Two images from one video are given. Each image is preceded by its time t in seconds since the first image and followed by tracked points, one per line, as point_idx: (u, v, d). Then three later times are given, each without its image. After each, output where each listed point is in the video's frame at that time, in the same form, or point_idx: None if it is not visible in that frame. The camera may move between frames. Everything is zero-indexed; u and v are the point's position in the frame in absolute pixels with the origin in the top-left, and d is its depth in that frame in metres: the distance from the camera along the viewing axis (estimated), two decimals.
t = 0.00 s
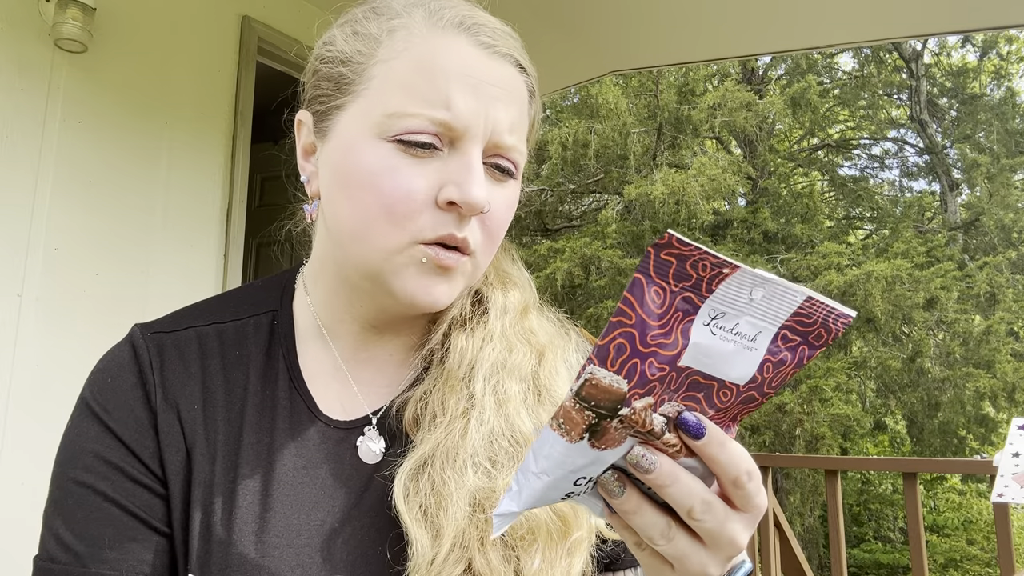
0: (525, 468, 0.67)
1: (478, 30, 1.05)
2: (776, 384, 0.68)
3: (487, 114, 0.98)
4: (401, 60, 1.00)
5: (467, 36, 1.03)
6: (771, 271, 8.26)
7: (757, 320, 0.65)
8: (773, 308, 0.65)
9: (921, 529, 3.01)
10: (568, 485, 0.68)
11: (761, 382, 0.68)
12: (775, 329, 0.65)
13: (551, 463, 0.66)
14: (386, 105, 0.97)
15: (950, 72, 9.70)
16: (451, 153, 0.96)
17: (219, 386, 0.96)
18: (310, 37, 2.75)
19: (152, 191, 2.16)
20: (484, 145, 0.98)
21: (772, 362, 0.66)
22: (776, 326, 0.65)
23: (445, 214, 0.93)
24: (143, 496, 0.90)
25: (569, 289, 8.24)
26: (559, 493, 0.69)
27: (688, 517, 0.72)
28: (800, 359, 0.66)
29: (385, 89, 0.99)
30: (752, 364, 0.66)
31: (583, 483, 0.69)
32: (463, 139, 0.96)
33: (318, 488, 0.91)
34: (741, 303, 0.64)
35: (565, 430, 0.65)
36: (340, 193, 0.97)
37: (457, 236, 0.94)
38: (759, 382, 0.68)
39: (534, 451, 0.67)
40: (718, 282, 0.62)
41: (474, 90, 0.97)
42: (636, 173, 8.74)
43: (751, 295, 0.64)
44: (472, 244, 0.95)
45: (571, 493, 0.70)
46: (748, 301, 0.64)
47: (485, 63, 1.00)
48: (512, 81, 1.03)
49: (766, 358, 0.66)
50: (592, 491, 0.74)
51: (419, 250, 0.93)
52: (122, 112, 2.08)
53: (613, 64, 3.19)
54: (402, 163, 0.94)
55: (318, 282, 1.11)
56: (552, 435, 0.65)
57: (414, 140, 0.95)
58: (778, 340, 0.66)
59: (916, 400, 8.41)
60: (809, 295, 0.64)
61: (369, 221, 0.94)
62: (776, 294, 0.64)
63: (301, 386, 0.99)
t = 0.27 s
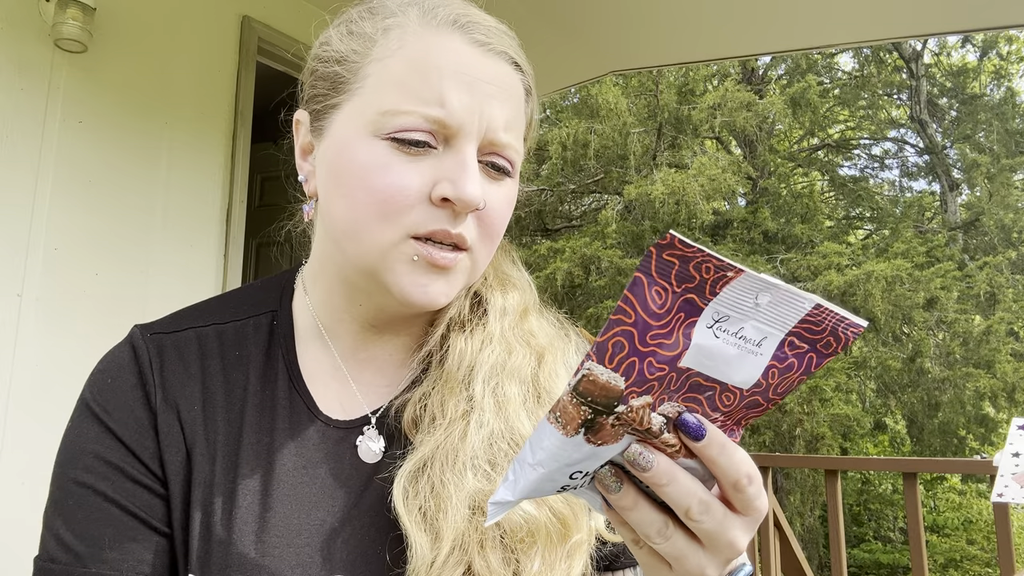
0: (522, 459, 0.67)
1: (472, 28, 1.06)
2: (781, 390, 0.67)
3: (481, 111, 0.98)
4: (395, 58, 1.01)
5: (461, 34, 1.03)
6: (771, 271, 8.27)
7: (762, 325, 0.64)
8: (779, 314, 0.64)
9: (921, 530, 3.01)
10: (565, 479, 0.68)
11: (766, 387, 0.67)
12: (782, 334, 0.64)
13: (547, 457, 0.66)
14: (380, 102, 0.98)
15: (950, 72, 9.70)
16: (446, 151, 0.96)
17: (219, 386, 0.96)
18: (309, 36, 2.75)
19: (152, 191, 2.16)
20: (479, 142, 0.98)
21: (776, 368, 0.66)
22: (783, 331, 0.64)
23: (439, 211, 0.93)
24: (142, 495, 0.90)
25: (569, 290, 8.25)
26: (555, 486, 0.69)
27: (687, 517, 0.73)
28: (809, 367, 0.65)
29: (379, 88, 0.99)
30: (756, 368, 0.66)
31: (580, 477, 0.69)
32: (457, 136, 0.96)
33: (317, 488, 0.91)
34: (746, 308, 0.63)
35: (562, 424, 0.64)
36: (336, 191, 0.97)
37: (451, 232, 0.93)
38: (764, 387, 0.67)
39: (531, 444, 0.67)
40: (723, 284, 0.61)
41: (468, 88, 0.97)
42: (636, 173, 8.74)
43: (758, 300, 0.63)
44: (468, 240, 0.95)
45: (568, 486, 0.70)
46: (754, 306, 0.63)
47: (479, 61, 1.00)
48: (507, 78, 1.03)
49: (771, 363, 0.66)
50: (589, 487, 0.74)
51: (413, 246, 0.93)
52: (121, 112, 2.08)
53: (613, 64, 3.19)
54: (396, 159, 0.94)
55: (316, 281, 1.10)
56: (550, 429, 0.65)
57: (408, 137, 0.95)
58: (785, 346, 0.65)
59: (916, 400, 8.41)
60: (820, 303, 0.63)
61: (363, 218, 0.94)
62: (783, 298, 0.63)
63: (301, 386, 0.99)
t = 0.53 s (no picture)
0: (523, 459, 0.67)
1: (470, 28, 1.06)
2: (789, 399, 0.67)
3: (479, 111, 0.98)
4: (393, 58, 1.01)
5: (459, 35, 1.03)
6: (771, 271, 8.27)
7: (772, 334, 0.64)
8: (789, 323, 0.63)
9: (921, 529, 3.01)
10: (565, 479, 0.68)
11: (774, 396, 0.67)
12: (791, 343, 0.64)
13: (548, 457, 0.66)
14: (378, 102, 0.98)
15: (950, 72, 9.70)
16: (444, 151, 0.96)
17: (219, 387, 0.96)
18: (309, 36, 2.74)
19: (152, 191, 2.16)
20: (478, 142, 0.98)
21: (784, 377, 0.65)
22: (792, 341, 0.64)
23: (438, 211, 0.93)
24: (142, 496, 0.90)
25: (569, 289, 8.24)
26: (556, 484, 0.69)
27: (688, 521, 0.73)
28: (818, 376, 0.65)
29: (377, 88, 0.99)
30: (765, 377, 0.65)
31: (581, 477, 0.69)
32: (456, 136, 0.96)
33: (317, 488, 0.91)
34: (755, 317, 0.63)
35: (563, 427, 0.64)
36: (334, 191, 0.97)
37: (451, 232, 0.93)
38: (772, 395, 0.67)
39: (532, 443, 0.66)
40: (731, 294, 0.61)
41: (467, 88, 0.98)
42: (636, 173, 8.75)
43: (767, 310, 0.62)
44: (466, 241, 0.95)
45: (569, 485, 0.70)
46: (764, 315, 0.63)
47: (478, 62, 1.01)
48: (505, 78, 1.03)
49: (779, 372, 0.65)
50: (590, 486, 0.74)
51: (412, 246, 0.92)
52: (122, 112, 2.08)
53: (612, 64, 3.19)
54: (395, 159, 0.94)
55: (315, 282, 1.10)
56: (551, 430, 0.65)
57: (406, 138, 0.95)
58: (794, 355, 0.65)
59: (916, 400, 8.41)
60: (833, 313, 0.62)
61: (363, 219, 0.93)
62: (793, 308, 0.63)
63: (301, 386, 0.99)
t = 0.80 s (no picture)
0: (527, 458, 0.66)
1: (464, 22, 1.06)
2: (810, 421, 0.66)
3: (474, 104, 0.98)
4: (387, 54, 1.01)
5: (452, 29, 1.03)
6: (772, 272, 8.27)
7: (792, 354, 0.63)
8: (810, 345, 0.62)
9: (921, 529, 3.01)
10: (568, 479, 0.68)
11: (793, 417, 0.66)
12: (813, 365, 0.63)
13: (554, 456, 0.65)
14: (373, 97, 0.98)
15: (950, 72, 9.69)
16: (439, 145, 0.96)
17: (219, 387, 0.96)
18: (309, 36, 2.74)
19: (152, 191, 2.16)
20: (473, 136, 0.98)
21: (804, 399, 0.65)
22: (815, 363, 0.63)
23: (435, 205, 0.93)
24: (142, 496, 0.90)
25: (569, 289, 8.24)
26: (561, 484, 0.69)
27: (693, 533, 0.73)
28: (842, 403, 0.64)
29: (372, 84, 0.99)
30: (784, 398, 0.65)
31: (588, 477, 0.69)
32: (450, 130, 0.96)
33: (316, 489, 0.91)
34: (775, 336, 0.62)
35: (569, 428, 0.64)
36: (331, 189, 0.97)
37: (448, 226, 0.93)
38: (791, 415, 0.66)
39: (537, 443, 0.66)
40: (747, 311, 0.60)
41: (460, 81, 0.98)
42: (636, 173, 8.75)
43: (788, 330, 0.61)
44: (463, 235, 0.95)
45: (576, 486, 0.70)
46: (784, 335, 0.62)
47: (471, 55, 1.01)
48: (500, 71, 1.03)
49: (799, 394, 0.65)
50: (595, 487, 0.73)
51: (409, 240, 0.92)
52: (121, 111, 2.08)
53: (612, 64, 3.18)
54: (390, 153, 0.94)
55: (313, 282, 1.10)
56: (557, 431, 0.65)
57: (402, 132, 0.95)
58: (817, 376, 0.63)
59: (916, 400, 8.40)
60: (859, 337, 0.61)
61: (359, 214, 0.93)
62: (816, 329, 0.62)
63: (301, 386, 0.99)
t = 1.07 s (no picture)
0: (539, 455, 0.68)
1: (458, 20, 1.06)
2: (822, 426, 0.65)
3: (469, 101, 0.98)
4: (382, 52, 1.01)
5: (447, 27, 1.03)
6: (772, 272, 8.27)
7: (806, 358, 0.63)
8: (827, 350, 0.62)
9: (921, 529, 3.01)
10: (581, 479, 0.69)
11: (805, 421, 0.66)
12: (827, 370, 0.63)
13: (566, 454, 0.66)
14: (368, 96, 0.98)
15: (950, 72, 9.68)
16: (435, 142, 0.96)
17: (218, 388, 0.96)
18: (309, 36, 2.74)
19: (152, 191, 2.16)
20: (469, 132, 0.98)
21: (818, 404, 0.64)
22: (829, 367, 0.63)
23: (431, 202, 0.93)
24: (141, 496, 0.89)
25: (569, 289, 8.24)
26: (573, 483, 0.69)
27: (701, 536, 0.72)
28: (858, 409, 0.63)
29: (367, 82, 0.99)
30: (797, 402, 0.65)
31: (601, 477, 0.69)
32: (445, 127, 0.96)
33: (316, 489, 0.91)
34: (791, 340, 0.62)
35: (582, 425, 0.65)
36: (327, 187, 0.97)
37: (444, 223, 0.93)
38: (803, 420, 0.66)
39: (551, 441, 0.67)
40: (765, 312, 0.61)
41: (455, 77, 0.97)
42: (636, 173, 8.75)
43: (803, 332, 0.62)
44: (460, 231, 0.94)
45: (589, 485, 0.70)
46: (800, 339, 0.62)
47: (466, 52, 1.01)
48: (495, 68, 1.03)
49: (811, 399, 0.64)
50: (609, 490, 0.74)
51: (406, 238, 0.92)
52: (122, 111, 2.08)
53: (611, 64, 3.18)
54: (385, 151, 0.94)
55: (312, 283, 1.10)
56: (570, 429, 0.66)
57: (398, 130, 0.95)
58: (830, 381, 0.63)
59: (916, 400, 8.40)
60: (876, 342, 0.60)
61: (355, 212, 0.93)
62: (835, 334, 0.62)
63: (300, 387, 0.99)
